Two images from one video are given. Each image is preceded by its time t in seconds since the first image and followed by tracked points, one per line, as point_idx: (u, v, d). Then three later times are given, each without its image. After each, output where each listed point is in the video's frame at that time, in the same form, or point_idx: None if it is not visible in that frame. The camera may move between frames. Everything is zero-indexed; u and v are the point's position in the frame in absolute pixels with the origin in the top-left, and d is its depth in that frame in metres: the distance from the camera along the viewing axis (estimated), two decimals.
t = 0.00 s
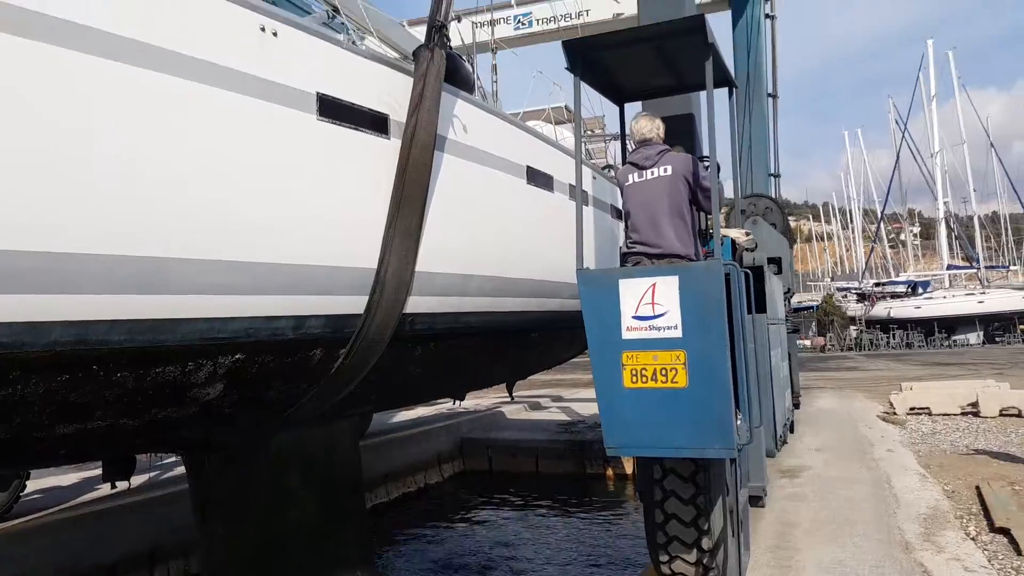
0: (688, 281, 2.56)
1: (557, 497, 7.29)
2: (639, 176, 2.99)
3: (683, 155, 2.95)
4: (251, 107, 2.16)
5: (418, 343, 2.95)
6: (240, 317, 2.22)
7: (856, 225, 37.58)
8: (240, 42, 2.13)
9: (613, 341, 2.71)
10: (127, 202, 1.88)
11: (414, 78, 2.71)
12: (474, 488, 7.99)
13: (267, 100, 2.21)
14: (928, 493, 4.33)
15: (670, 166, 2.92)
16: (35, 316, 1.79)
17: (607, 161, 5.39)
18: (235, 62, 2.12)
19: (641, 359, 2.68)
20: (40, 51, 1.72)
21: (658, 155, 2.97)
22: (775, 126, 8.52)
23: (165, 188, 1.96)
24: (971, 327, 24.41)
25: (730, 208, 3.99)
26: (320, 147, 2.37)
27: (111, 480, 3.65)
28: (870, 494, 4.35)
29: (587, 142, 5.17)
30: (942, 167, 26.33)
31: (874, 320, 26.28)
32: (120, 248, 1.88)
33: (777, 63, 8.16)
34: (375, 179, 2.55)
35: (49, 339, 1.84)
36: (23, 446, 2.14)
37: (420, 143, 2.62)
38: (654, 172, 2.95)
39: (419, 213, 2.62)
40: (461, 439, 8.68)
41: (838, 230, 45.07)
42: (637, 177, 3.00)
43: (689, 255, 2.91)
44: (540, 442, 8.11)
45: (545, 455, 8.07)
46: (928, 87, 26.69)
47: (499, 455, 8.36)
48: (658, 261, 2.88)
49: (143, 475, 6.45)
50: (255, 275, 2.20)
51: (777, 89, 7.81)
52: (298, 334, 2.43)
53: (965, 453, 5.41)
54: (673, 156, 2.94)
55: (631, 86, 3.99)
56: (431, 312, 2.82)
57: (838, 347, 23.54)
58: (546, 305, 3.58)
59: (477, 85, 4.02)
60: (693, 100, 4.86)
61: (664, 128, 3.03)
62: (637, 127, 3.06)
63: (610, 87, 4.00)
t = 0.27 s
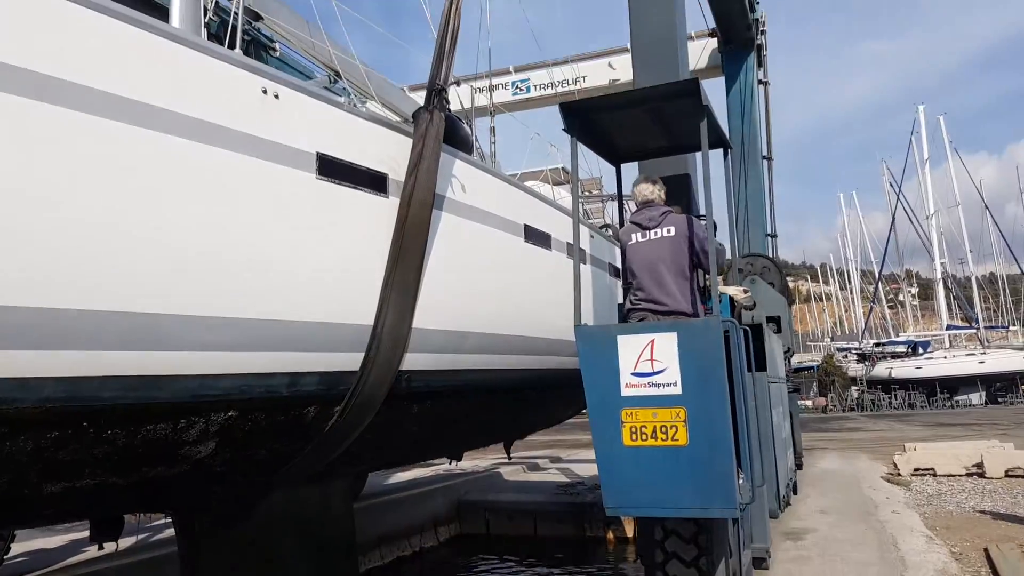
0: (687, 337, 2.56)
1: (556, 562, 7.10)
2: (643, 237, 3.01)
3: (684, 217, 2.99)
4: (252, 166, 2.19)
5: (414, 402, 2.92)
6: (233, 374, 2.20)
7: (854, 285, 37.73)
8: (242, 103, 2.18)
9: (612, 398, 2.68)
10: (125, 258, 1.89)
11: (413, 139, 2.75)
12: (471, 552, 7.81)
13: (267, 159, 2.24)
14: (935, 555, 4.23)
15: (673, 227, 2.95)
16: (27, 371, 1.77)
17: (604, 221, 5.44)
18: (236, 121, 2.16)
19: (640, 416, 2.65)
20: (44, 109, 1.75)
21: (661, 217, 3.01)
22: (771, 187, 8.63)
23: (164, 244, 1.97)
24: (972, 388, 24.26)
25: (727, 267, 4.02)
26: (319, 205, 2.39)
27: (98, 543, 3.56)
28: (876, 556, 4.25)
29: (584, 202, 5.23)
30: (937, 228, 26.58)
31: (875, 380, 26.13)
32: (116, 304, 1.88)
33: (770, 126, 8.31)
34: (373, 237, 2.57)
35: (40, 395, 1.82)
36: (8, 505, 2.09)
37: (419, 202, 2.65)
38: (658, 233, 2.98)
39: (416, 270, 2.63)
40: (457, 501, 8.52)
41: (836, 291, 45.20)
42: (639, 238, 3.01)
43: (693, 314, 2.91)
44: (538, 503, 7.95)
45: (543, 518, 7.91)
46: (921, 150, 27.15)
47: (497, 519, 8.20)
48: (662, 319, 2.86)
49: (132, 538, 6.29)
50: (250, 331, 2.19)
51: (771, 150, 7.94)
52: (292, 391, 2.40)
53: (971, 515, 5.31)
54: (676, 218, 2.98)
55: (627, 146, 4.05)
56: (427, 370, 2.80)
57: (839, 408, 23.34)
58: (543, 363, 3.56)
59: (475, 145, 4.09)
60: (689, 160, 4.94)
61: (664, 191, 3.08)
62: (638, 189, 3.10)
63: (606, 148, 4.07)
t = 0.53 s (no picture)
0: (684, 343, 2.56)
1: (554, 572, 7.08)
2: (638, 243, 3.02)
3: (681, 223, 2.98)
4: (247, 172, 2.20)
5: (411, 409, 2.92)
6: (229, 381, 2.21)
7: (853, 296, 37.76)
8: (237, 110, 2.19)
9: (608, 404, 2.68)
10: (120, 264, 1.90)
11: (409, 146, 2.76)
12: (469, 561, 7.79)
13: (263, 165, 2.25)
14: (933, 562, 4.23)
15: (668, 234, 2.95)
16: (22, 377, 1.78)
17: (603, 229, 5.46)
18: (232, 128, 2.17)
19: (637, 421, 2.65)
20: (41, 116, 1.76)
21: (656, 223, 3.00)
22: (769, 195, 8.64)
23: (160, 251, 1.98)
24: (972, 398, 24.25)
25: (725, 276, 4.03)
26: (314, 212, 2.40)
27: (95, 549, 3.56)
28: (873, 564, 4.24)
29: (582, 210, 5.25)
30: (937, 238, 26.61)
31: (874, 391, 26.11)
32: (112, 310, 1.89)
33: (769, 135, 8.34)
34: (369, 244, 2.57)
35: (35, 400, 1.82)
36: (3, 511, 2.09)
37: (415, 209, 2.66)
38: (653, 239, 2.98)
39: (413, 277, 2.64)
40: (456, 510, 8.50)
41: (835, 302, 45.22)
42: (635, 244, 3.02)
43: (688, 319, 2.91)
44: (537, 513, 7.93)
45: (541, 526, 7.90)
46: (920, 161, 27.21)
47: (495, 528, 8.18)
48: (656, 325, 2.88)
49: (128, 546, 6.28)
50: (246, 338, 2.20)
51: (769, 160, 7.96)
52: (288, 398, 2.41)
53: (969, 523, 5.30)
54: (671, 224, 2.97)
55: (624, 153, 4.07)
56: (424, 377, 2.80)
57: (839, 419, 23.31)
58: (540, 372, 3.56)
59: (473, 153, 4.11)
60: (687, 168, 4.95)
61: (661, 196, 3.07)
62: (635, 194, 3.10)
63: (604, 154, 4.08)
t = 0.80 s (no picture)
0: (685, 331, 2.58)
1: (555, 562, 7.14)
2: (638, 233, 3.02)
3: (681, 211, 2.98)
4: (247, 164, 2.22)
5: (413, 401, 2.94)
6: (232, 371, 2.23)
7: (858, 289, 37.72)
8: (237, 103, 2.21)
9: (609, 392, 2.70)
10: (122, 256, 1.92)
11: (409, 139, 2.78)
12: (471, 551, 7.85)
13: (262, 157, 2.27)
14: (932, 550, 4.25)
15: (668, 223, 2.96)
16: (26, 366, 1.81)
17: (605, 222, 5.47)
18: (231, 120, 2.19)
19: (637, 410, 2.67)
20: (42, 109, 1.78)
21: (656, 212, 3.01)
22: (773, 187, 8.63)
23: (161, 242, 2.00)
24: (975, 392, 24.25)
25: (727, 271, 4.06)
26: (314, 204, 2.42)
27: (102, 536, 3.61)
28: (873, 552, 4.26)
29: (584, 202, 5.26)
30: (942, 232, 26.53)
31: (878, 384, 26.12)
32: (115, 301, 1.91)
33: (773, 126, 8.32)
34: (369, 236, 2.59)
35: (40, 389, 1.85)
36: (10, 498, 2.12)
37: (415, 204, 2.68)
38: (652, 228, 2.99)
39: (414, 270, 2.67)
40: (458, 499, 8.54)
41: (839, 295, 45.17)
42: (635, 234, 3.03)
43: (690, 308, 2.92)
44: (537, 502, 8.00)
45: (543, 516, 7.96)
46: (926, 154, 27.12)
47: (498, 517, 8.21)
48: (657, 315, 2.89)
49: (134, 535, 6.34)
50: (248, 329, 2.22)
51: (773, 151, 7.94)
52: (291, 389, 2.43)
53: (970, 513, 5.32)
54: (671, 212, 2.98)
55: (626, 142, 4.07)
56: (425, 369, 2.83)
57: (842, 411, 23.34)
58: (542, 364, 3.58)
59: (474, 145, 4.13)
60: (689, 157, 4.95)
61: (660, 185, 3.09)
62: (634, 184, 3.13)
63: (605, 143, 4.09)
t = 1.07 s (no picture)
0: (695, 272, 2.57)
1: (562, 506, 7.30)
2: (648, 175, 3.00)
3: (691, 151, 2.96)
4: (250, 105, 2.19)
5: (423, 345, 2.95)
6: (242, 313, 2.24)
7: (868, 242, 37.48)
8: (239, 41, 2.17)
9: (618, 334, 2.70)
10: (128, 197, 1.92)
11: (416, 81, 2.74)
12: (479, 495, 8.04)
13: (266, 98, 2.24)
14: (937, 495, 4.30)
15: (678, 162, 2.93)
16: (38, 306, 1.81)
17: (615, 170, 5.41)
18: (233, 59, 2.15)
19: (646, 351, 2.67)
20: (40, 45, 1.75)
21: (666, 153, 2.98)
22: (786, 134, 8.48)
23: (166, 183, 1.99)
24: (983, 344, 24.26)
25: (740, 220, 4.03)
26: (320, 146, 2.39)
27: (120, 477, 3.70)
28: (879, 496, 4.31)
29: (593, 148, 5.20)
30: (956, 183, 26.19)
31: (885, 336, 26.15)
32: (123, 242, 1.91)
33: (787, 70, 8.14)
34: (376, 180, 2.57)
35: (52, 329, 1.86)
36: (28, 436, 2.16)
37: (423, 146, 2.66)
38: (662, 169, 2.96)
39: (422, 214, 2.65)
40: (466, 446, 8.76)
41: (849, 248, 44.92)
42: (644, 176, 3.01)
43: (701, 249, 2.89)
44: (542, 448, 8.22)
45: (549, 461, 8.14)
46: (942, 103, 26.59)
47: (505, 463, 8.47)
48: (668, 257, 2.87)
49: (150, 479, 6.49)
50: (257, 271, 2.22)
51: (787, 96, 7.79)
52: (301, 332, 2.44)
53: (975, 460, 5.37)
54: (680, 152, 2.95)
55: (638, 81, 3.99)
56: (435, 314, 2.83)
57: (849, 363, 23.44)
58: (551, 311, 3.58)
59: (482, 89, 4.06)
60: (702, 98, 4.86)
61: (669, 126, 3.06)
62: (643, 126, 3.09)
63: (615, 83, 4.01)
